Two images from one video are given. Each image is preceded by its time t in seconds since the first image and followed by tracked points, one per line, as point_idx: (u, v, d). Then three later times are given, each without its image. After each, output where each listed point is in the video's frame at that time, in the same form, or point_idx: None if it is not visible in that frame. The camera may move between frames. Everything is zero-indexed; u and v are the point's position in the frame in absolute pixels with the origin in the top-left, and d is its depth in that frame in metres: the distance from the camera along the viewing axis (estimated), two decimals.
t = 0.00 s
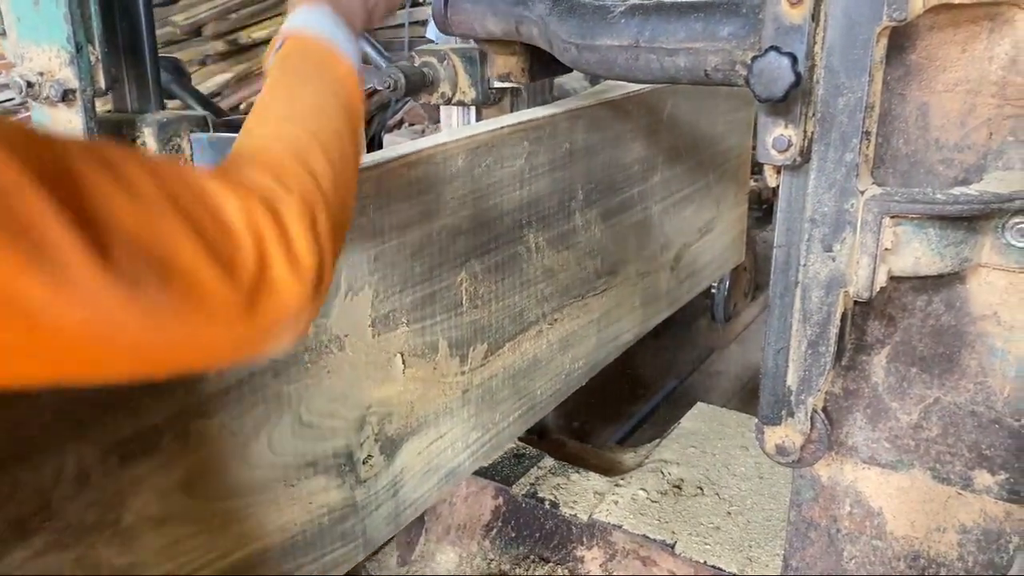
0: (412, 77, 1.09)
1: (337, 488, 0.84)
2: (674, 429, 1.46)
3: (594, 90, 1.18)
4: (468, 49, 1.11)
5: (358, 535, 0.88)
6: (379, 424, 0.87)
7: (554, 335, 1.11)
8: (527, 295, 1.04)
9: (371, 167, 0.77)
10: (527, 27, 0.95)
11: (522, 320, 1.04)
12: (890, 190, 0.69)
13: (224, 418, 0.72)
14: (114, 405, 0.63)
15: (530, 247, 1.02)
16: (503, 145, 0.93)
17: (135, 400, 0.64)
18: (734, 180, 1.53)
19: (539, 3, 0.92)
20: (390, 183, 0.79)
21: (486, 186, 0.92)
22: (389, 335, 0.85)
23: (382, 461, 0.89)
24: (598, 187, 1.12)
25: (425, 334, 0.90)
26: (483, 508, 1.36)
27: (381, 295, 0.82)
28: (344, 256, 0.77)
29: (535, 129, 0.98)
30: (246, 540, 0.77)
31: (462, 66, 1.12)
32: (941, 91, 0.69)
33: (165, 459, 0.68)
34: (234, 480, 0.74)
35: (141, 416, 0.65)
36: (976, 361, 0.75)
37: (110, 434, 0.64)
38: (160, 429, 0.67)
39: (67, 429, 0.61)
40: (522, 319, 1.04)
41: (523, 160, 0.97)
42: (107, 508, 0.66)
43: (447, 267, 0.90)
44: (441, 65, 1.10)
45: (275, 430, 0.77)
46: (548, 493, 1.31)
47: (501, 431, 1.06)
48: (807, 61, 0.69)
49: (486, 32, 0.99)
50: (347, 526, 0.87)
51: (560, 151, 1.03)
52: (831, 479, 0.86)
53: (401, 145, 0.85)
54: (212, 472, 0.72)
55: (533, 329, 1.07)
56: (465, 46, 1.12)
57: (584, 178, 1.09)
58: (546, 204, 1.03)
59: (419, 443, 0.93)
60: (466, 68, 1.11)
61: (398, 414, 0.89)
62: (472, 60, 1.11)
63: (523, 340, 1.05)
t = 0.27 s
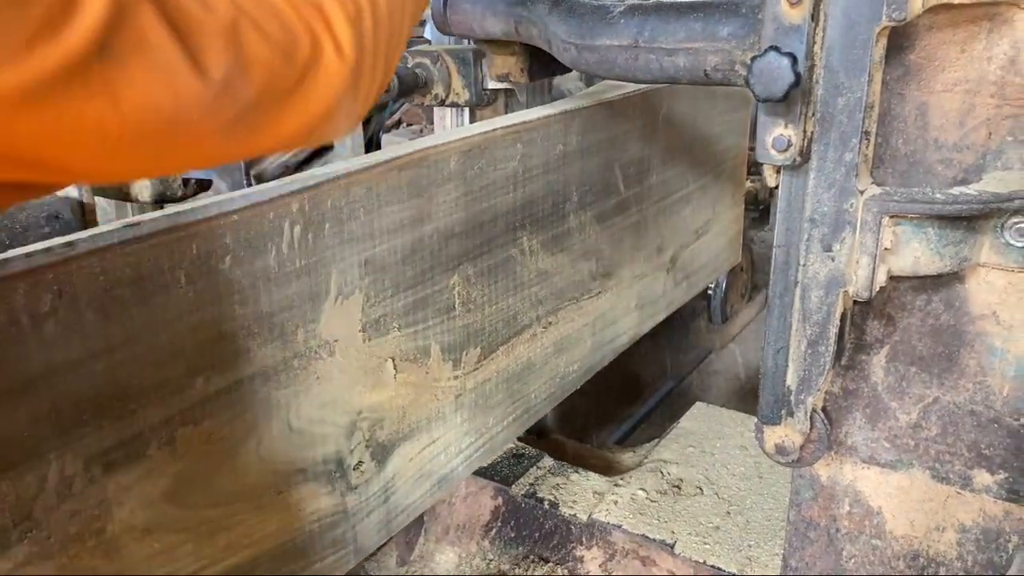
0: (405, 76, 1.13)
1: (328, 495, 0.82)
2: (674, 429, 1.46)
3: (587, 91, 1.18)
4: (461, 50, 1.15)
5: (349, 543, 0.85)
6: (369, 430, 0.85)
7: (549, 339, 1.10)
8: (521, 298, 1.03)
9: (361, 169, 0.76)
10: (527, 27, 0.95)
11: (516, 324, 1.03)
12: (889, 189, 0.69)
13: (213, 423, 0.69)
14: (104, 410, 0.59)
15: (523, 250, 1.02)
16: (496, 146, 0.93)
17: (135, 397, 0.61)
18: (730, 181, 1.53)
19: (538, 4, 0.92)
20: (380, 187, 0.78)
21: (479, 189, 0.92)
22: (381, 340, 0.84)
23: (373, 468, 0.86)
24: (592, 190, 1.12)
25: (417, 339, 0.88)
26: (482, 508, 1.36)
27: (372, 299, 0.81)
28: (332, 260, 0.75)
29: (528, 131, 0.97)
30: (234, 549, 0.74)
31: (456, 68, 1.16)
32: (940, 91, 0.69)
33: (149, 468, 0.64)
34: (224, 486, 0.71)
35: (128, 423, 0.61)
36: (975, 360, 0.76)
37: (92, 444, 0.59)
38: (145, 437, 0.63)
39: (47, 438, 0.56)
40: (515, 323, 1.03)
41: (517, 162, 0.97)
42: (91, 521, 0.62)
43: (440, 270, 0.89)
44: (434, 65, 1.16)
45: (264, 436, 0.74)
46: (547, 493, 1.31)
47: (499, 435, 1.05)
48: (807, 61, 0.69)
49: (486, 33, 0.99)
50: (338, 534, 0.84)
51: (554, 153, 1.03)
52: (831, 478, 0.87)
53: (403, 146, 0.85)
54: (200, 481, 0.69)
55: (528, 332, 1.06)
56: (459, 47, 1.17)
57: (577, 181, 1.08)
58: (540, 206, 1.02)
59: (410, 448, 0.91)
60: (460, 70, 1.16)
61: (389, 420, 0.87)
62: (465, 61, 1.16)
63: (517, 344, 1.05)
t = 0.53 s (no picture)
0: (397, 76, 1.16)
1: (318, 501, 0.81)
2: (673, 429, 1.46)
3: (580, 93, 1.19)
4: (455, 51, 1.17)
5: (337, 549, 0.84)
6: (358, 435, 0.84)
7: (542, 342, 1.10)
8: (515, 301, 1.03)
9: (352, 172, 0.76)
10: (527, 27, 0.95)
11: (509, 327, 1.03)
12: (889, 188, 0.69)
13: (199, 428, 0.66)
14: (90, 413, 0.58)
15: (516, 253, 1.01)
16: (489, 148, 0.93)
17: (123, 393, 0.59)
18: (726, 182, 1.53)
19: (537, 3, 0.92)
20: (369, 190, 0.78)
21: (471, 191, 0.92)
22: (373, 344, 0.83)
23: (364, 472, 0.86)
24: (586, 193, 1.12)
25: (408, 343, 0.88)
26: (481, 508, 1.36)
27: (362, 304, 0.81)
28: (322, 264, 0.75)
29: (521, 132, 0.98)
30: (225, 555, 0.73)
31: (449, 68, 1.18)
32: (938, 91, 0.69)
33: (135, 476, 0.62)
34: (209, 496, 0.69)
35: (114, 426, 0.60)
36: (974, 360, 0.76)
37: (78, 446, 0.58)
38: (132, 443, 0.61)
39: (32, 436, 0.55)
40: (509, 326, 1.03)
41: (509, 164, 0.97)
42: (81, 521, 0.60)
43: (431, 272, 0.89)
44: (428, 65, 1.18)
45: (253, 442, 0.72)
46: (546, 493, 1.32)
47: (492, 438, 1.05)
48: (806, 60, 0.70)
49: (485, 33, 0.99)
50: (328, 540, 0.83)
51: (547, 154, 1.03)
52: (830, 478, 0.87)
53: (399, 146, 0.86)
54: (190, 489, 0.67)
55: (521, 335, 1.06)
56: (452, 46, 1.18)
57: (572, 183, 1.08)
58: (534, 207, 1.02)
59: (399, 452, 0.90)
60: (453, 70, 1.18)
61: (381, 425, 0.87)
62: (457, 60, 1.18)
63: (511, 348, 1.05)
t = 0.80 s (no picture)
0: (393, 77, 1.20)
1: (307, 506, 0.84)
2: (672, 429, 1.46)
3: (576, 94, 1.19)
4: (450, 52, 1.17)
5: (327, 554, 0.87)
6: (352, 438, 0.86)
7: (537, 346, 1.09)
8: (510, 303, 1.03)
9: (341, 178, 0.77)
10: (525, 27, 0.95)
11: (504, 330, 1.03)
12: (887, 188, 0.70)
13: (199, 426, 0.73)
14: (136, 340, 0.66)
15: (511, 255, 1.01)
16: (482, 150, 0.93)
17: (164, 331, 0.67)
18: (724, 183, 1.53)
19: (536, 4, 0.92)
20: (359, 194, 0.80)
21: (464, 193, 0.92)
22: (364, 349, 0.84)
23: (356, 477, 0.88)
24: (581, 195, 1.12)
25: (402, 346, 0.88)
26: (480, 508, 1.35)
27: (353, 309, 0.82)
28: (313, 270, 0.77)
29: (516, 134, 0.98)
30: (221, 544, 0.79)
31: (444, 69, 1.19)
32: (937, 91, 0.69)
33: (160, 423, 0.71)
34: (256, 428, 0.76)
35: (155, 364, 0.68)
36: (972, 360, 0.76)
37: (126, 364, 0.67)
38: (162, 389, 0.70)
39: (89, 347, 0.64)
40: (504, 328, 1.03)
41: (504, 166, 0.97)
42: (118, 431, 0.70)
43: (425, 275, 0.89)
44: (423, 68, 1.22)
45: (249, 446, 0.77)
46: (545, 493, 1.32)
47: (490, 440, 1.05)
48: (804, 61, 0.70)
49: (484, 33, 0.99)
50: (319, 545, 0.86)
51: (541, 155, 1.03)
52: (828, 477, 0.87)
53: (397, 147, 0.88)
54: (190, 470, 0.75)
55: (517, 337, 1.05)
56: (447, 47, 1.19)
57: (566, 184, 1.08)
58: (528, 209, 1.02)
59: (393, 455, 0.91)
60: (448, 72, 1.19)
61: (374, 430, 0.88)
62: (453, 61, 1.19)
63: (506, 351, 1.04)
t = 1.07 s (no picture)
0: (388, 78, 1.19)
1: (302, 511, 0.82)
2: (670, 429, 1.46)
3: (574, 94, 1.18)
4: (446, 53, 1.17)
5: (321, 560, 0.85)
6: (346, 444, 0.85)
7: (533, 348, 1.09)
8: (506, 306, 1.03)
9: (334, 179, 0.77)
10: (524, 27, 0.95)
11: (499, 332, 1.03)
12: (886, 187, 0.70)
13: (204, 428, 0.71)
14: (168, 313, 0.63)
15: (506, 257, 1.01)
16: (477, 151, 0.93)
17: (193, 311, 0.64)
18: (721, 184, 1.53)
19: (534, 3, 0.92)
20: (352, 196, 0.79)
21: (459, 194, 0.92)
22: (357, 352, 0.84)
23: (349, 482, 0.86)
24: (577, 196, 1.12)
25: (395, 349, 0.88)
26: (480, 507, 1.36)
27: (347, 311, 0.82)
28: (306, 271, 0.76)
29: (511, 135, 0.98)
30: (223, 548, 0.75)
31: (439, 70, 1.19)
32: (936, 91, 0.69)
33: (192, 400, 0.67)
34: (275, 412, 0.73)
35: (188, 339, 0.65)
36: (971, 359, 0.76)
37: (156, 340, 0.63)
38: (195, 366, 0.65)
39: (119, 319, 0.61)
40: (499, 330, 1.03)
41: (498, 167, 0.97)
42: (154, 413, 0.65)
43: (419, 277, 0.89)
44: (417, 67, 1.20)
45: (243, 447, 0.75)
46: (544, 492, 1.33)
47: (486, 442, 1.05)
48: (803, 60, 0.70)
49: (483, 32, 1.00)
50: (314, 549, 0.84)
51: (537, 157, 1.03)
52: (827, 477, 0.87)
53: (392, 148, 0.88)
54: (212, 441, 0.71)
55: (513, 340, 1.05)
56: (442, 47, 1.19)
57: (562, 185, 1.08)
58: (524, 210, 1.02)
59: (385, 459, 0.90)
60: (443, 73, 1.19)
61: (367, 434, 0.87)
62: (448, 62, 1.19)
63: (501, 354, 1.04)
